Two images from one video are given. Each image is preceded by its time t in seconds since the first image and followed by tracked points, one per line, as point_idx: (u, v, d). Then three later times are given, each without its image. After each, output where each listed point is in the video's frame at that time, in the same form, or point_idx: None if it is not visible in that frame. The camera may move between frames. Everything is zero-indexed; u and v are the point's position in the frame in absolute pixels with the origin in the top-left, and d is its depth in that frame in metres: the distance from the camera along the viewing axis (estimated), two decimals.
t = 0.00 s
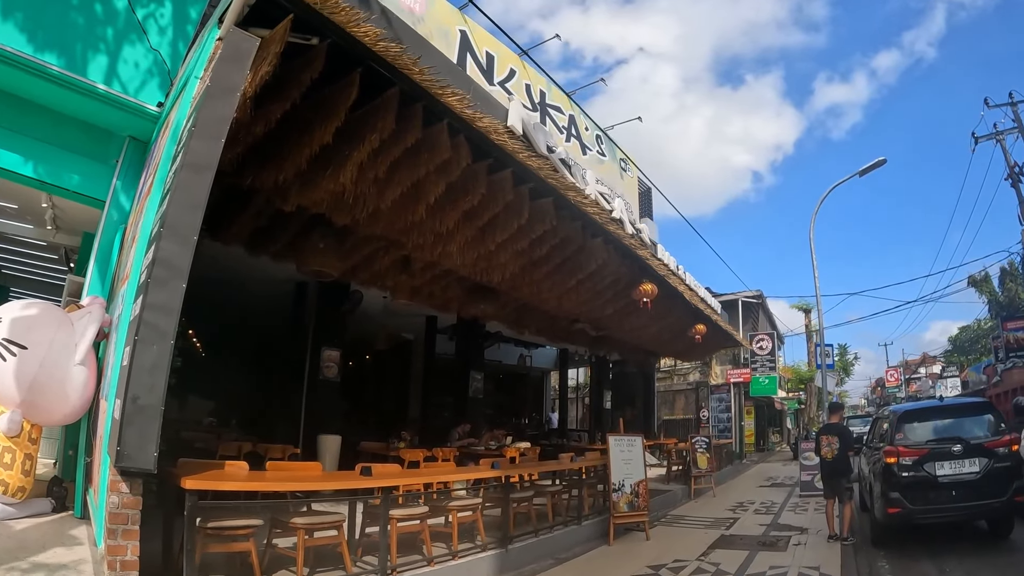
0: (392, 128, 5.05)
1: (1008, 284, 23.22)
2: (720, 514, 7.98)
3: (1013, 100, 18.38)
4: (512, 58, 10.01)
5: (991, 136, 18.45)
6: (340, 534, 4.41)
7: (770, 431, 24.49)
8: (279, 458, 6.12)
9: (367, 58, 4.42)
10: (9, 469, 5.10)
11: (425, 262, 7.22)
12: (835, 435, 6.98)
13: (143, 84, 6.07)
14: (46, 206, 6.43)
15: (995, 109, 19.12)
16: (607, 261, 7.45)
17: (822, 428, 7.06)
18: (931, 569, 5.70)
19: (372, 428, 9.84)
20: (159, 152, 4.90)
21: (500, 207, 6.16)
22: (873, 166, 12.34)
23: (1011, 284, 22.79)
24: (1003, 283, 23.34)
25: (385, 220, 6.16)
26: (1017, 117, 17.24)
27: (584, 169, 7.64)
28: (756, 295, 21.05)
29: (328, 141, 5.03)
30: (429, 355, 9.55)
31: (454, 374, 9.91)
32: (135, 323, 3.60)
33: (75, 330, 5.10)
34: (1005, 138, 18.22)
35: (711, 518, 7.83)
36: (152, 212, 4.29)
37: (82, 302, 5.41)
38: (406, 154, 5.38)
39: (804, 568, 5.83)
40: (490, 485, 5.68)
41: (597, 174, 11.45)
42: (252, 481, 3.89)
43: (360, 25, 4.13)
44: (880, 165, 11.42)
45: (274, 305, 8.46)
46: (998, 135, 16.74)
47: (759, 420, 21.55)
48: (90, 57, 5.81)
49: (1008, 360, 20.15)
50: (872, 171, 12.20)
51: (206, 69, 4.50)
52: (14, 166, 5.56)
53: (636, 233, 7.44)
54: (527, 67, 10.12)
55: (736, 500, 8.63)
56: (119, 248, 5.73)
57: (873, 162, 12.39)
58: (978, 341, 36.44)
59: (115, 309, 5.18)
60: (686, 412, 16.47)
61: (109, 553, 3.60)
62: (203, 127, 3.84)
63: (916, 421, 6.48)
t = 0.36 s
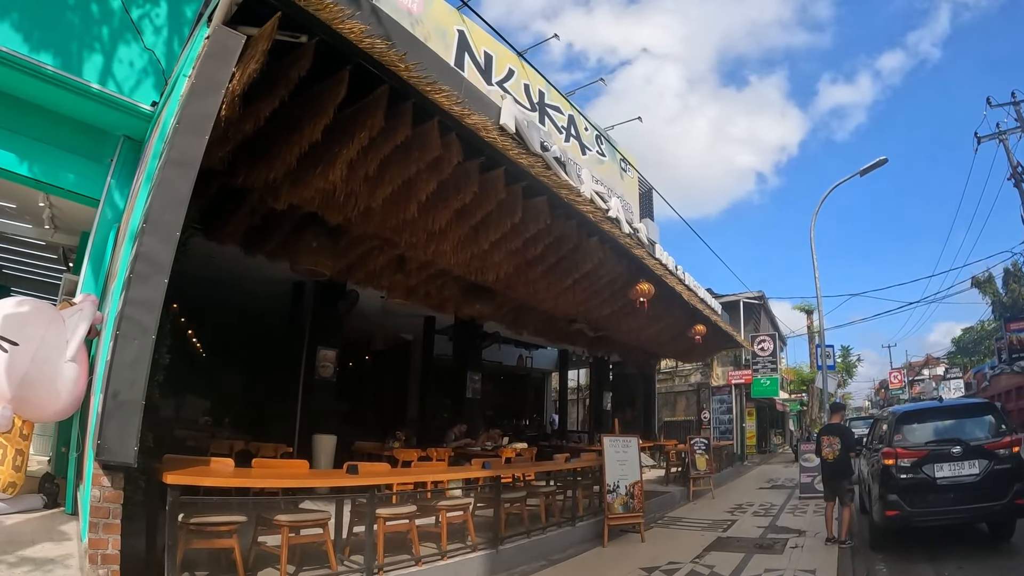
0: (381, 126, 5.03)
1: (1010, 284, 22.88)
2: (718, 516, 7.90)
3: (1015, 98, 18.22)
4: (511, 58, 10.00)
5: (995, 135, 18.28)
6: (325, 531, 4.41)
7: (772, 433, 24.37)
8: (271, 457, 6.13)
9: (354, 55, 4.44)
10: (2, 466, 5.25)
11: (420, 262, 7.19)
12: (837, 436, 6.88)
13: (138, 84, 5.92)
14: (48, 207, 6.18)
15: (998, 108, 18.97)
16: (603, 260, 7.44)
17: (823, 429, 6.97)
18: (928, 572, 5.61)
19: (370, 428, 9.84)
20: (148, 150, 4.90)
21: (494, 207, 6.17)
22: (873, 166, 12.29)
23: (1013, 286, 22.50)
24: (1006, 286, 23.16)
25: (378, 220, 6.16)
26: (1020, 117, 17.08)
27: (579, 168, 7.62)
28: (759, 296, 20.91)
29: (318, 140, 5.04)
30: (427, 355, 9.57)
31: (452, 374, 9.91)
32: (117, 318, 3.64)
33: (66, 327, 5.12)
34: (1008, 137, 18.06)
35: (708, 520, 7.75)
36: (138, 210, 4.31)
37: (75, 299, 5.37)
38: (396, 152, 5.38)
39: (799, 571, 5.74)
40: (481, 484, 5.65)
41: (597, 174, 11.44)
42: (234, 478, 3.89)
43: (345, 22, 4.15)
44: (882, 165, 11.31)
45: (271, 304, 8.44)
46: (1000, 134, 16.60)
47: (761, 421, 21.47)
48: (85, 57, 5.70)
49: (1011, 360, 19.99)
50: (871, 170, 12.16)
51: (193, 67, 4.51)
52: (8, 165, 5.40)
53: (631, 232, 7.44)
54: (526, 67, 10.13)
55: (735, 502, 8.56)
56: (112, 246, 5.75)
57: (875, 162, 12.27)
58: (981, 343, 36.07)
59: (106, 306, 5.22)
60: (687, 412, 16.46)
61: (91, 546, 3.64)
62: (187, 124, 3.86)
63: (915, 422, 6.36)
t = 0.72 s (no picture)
0: (368, 125, 5.06)
1: (1015, 285, 22.45)
2: (713, 516, 7.83)
3: (1017, 98, 18.06)
4: (507, 58, 10.03)
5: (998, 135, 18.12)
6: (308, 524, 4.44)
7: (773, 434, 24.24)
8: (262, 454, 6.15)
9: (339, 53, 4.48)
10: None
11: (413, 261, 7.22)
12: (834, 435, 6.74)
13: (134, 84, 5.80)
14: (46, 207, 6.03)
15: (1000, 106, 18.82)
16: (596, 259, 7.46)
17: (822, 427, 6.83)
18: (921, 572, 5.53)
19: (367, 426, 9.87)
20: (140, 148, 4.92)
21: (484, 205, 6.21)
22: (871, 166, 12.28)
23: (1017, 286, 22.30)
24: (1010, 287, 22.87)
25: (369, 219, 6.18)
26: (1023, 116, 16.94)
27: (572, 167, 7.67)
28: (761, 297, 20.77)
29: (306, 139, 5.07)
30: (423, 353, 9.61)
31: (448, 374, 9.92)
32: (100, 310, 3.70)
33: (59, 323, 5.01)
34: (1011, 136, 17.89)
35: (703, 520, 7.68)
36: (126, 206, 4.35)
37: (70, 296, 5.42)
38: (385, 151, 5.40)
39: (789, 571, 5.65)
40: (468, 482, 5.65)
41: (595, 173, 11.49)
42: (216, 470, 3.97)
43: (328, 21, 4.21)
44: (880, 163, 11.29)
45: (268, 303, 8.48)
46: (1003, 133, 16.47)
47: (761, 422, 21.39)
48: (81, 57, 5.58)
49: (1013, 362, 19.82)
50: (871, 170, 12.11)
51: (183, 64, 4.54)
52: (4, 165, 5.27)
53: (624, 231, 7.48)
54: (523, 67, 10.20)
55: (732, 502, 8.49)
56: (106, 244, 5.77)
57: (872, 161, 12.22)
58: (983, 344, 35.80)
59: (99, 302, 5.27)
60: (687, 413, 16.58)
61: (74, 533, 3.75)
62: (171, 122, 3.89)
63: (909, 422, 6.28)
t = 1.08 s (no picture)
0: (355, 129, 5.14)
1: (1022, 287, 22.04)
2: (709, 520, 7.76)
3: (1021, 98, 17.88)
4: (506, 63, 10.20)
5: (1002, 135, 17.95)
6: (292, 520, 4.52)
7: (776, 438, 24.17)
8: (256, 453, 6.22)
9: (324, 61, 4.58)
10: None
11: (407, 263, 7.31)
12: (830, 438, 6.42)
13: (131, 92, 5.82)
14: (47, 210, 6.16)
15: (1003, 106, 18.67)
16: (589, 261, 7.50)
17: (815, 431, 6.52)
18: None
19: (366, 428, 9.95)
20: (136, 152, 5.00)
21: (474, 208, 6.29)
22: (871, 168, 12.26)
23: None
24: (1017, 289, 22.47)
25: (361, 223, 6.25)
26: None
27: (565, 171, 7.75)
28: (763, 300, 21.27)
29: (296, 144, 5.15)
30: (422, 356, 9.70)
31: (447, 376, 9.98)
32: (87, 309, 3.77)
33: (56, 322, 5.05)
34: (1015, 137, 17.71)
35: (698, 523, 7.61)
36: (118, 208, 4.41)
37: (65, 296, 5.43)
38: (374, 155, 5.48)
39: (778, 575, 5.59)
40: (455, 481, 5.69)
41: (594, 177, 11.58)
42: (197, 466, 4.05)
43: (311, 29, 4.30)
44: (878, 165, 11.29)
45: (268, 305, 8.59)
46: (1005, 134, 16.33)
47: (763, 425, 21.34)
48: (80, 65, 5.63)
49: (1018, 365, 19.61)
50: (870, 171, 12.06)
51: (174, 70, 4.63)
52: (6, 170, 5.41)
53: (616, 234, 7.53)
54: (521, 71, 10.40)
55: (729, 506, 8.43)
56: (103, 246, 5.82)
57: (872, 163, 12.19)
58: (988, 346, 35.05)
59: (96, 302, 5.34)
60: (690, 416, 17.23)
61: (62, 522, 3.82)
62: (158, 127, 3.97)
63: (902, 424, 6.10)
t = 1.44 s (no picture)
0: (344, 136, 5.19)
1: None
2: (709, 526, 7.66)
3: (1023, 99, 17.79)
4: (505, 69, 10.36)
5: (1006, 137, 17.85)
6: (281, 523, 4.54)
7: (784, 444, 24.00)
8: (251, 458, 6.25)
9: (312, 68, 4.64)
10: None
11: (403, 269, 7.36)
12: (828, 442, 6.25)
13: (128, 102, 5.95)
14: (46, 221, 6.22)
15: (1006, 108, 18.58)
16: (585, 266, 7.50)
17: (814, 435, 6.33)
18: None
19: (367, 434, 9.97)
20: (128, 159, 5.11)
21: (467, 214, 6.33)
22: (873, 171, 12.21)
23: None
24: None
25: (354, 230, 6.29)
26: None
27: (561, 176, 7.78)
28: (768, 305, 21.29)
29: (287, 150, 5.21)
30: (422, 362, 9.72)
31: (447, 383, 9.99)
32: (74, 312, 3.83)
33: (53, 328, 5.17)
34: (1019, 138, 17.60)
35: (698, 529, 7.51)
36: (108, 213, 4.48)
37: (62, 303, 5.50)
38: (366, 161, 5.53)
39: None
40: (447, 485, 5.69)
41: (595, 183, 11.63)
42: (184, 468, 4.05)
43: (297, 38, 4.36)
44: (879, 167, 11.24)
45: (268, 311, 8.67)
46: (1007, 135, 16.25)
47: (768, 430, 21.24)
48: (78, 76, 5.75)
49: None
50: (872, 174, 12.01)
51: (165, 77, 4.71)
52: (5, 178, 5.52)
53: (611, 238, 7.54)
54: (520, 77, 10.49)
55: (731, 512, 8.32)
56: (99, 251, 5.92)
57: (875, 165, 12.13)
58: (998, 348, 34.58)
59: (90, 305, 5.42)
60: (694, 422, 17.81)
61: (51, 521, 3.96)
62: (146, 134, 4.04)
63: (901, 428, 6.02)
